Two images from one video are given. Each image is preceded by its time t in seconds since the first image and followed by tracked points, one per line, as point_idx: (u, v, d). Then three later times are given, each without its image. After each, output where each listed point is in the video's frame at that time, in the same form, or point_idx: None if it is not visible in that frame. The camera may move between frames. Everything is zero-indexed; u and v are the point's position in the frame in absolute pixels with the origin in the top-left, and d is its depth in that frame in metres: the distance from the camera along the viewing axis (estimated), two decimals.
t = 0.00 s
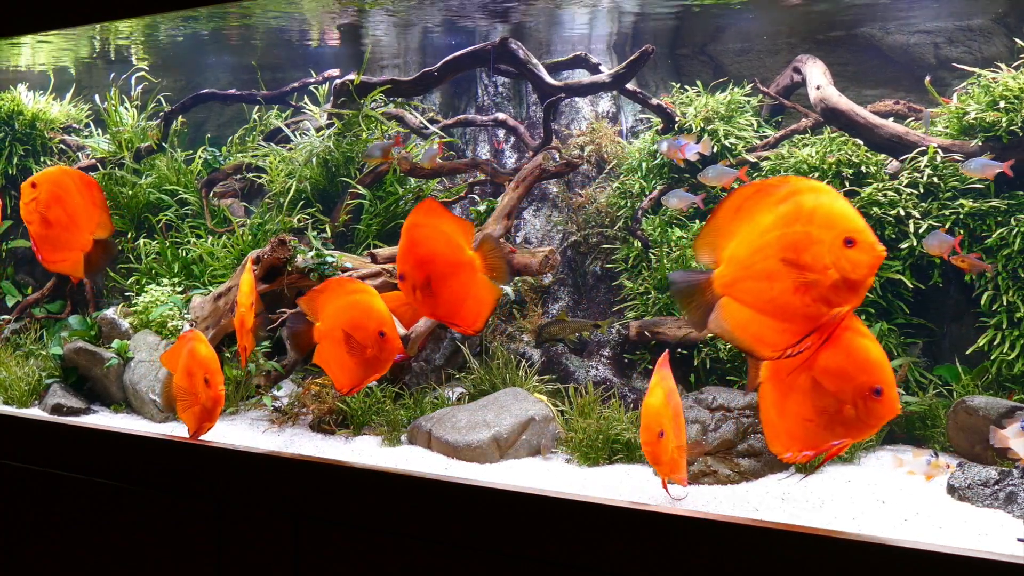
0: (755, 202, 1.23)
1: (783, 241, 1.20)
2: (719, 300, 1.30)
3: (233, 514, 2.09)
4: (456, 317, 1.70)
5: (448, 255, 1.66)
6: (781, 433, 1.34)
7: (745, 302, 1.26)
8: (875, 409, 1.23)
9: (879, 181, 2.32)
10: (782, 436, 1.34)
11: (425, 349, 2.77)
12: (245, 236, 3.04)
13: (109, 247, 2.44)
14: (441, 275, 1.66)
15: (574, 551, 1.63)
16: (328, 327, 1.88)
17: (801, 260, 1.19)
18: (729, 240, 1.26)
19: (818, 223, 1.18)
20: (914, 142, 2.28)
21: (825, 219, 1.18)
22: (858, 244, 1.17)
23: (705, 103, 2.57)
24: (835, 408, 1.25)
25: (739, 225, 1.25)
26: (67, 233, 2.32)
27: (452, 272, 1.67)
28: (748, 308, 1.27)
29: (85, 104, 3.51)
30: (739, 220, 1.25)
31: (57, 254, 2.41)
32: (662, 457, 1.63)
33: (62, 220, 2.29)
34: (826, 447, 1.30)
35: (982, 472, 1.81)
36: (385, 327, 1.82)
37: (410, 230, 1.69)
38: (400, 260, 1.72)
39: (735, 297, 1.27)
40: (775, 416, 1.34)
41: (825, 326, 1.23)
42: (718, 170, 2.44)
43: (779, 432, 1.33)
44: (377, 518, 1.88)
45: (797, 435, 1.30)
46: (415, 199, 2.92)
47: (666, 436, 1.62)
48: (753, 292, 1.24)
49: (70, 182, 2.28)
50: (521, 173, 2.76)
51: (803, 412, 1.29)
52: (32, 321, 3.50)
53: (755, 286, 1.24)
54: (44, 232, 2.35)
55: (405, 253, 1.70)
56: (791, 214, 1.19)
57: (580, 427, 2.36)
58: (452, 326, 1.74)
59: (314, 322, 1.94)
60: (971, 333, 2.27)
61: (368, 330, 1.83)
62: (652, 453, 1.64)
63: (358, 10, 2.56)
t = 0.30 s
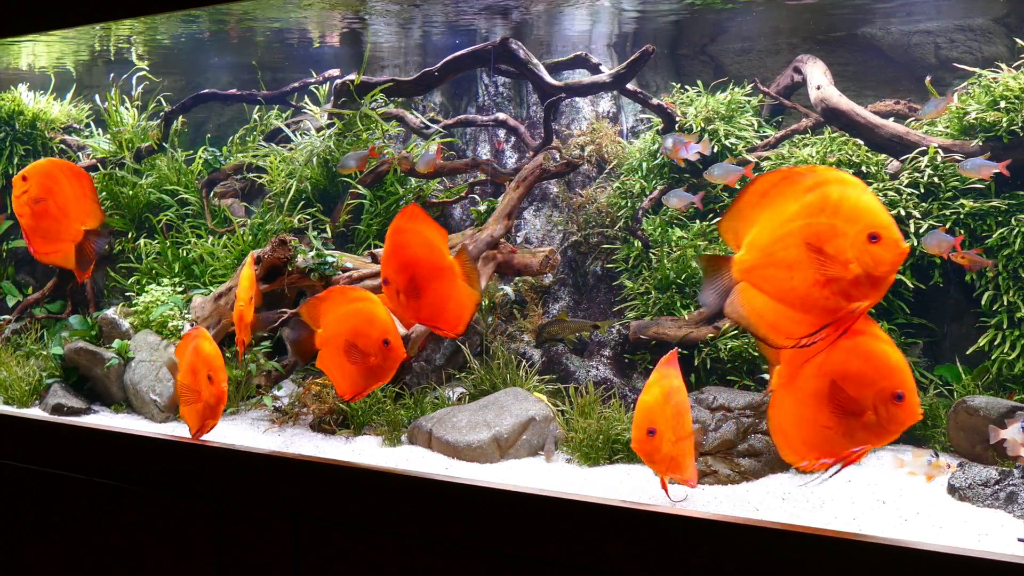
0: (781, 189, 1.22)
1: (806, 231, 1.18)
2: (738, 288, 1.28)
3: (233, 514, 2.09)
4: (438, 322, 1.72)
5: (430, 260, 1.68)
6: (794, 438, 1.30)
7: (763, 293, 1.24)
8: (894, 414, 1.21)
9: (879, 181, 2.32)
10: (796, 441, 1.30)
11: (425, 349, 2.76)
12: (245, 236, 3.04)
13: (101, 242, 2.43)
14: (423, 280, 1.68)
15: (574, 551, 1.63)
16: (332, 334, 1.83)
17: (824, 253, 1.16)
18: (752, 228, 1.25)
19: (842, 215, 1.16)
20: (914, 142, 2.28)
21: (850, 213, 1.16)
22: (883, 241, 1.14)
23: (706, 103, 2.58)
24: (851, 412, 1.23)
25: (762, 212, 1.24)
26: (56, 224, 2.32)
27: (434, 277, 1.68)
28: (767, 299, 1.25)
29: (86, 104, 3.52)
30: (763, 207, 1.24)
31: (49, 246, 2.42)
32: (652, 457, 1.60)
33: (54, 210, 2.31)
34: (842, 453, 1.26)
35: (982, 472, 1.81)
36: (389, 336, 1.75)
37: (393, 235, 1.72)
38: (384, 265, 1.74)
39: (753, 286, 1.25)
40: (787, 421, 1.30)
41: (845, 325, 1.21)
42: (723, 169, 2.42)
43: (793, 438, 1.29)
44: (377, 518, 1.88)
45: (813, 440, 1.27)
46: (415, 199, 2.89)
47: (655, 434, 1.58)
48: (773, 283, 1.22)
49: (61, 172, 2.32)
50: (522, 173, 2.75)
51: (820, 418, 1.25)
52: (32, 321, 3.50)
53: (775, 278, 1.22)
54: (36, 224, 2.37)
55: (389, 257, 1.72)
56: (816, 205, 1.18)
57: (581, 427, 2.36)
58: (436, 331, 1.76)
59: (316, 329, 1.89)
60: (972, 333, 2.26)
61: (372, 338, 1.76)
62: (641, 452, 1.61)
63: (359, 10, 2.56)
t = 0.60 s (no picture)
0: (804, 180, 1.20)
1: (829, 224, 1.17)
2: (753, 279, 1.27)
3: (233, 514, 2.09)
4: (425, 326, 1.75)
5: (419, 264, 1.72)
6: (809, 441, 1.29)
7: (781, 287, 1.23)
8: (912, 417, 1.20)
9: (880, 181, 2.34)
10: (811, 443, 1.29)
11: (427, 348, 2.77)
12: (245, 236, 3.04)
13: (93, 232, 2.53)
14: (413, 283, 1.72)
15: (574, 551, 1.63)
16: (335, 341, 1.83)
17: (845, 248, 1.16)
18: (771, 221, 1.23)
19: (866, 211, 1.16)
20: (914, 142, 2.29)
21: (874, 209, 1.16)
22: (905, 239, 1.15)
23: (706, 103, 2.59)
24: (869, 415, 1.22)
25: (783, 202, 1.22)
26: (52, 218, 2.40)
27: (423, 281, 1.73)
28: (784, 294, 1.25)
29: (86, 104, 3.52)
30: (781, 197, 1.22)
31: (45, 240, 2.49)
32: (637, 453, 1.56)
33: (48, 204, 2.38)
34: (859, 457, 1.26)
35: (983, 473, 1.81)
36: (394, 342, 1.76)
37: (380, 241, 1.75)
38: (371, 270, 1.76)
39: (769, 276, 1.24)
40: (800, 424, 1.29)
41: (861, 323, 1.22)
42: (730, 167, 2.43)
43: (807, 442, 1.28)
44: (377, 518, 1.88)
45: (828, 442, 1.27)
46: (415, 200, 2.90)
47: (640, 430, 1.54)
48: (792, 276, 1.22)
49: (51, 167, 2.37)
50: (522, 172, 2.77)
51: (836, 420, 1.24)
52: (33, 321, 3.50)
53: (794, 271, 1.21)
54: (30, 220, 2.43)
55: (377, 262, 1.75)
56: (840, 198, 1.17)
57: (581, 427, 2.37)
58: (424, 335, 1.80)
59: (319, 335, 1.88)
60: (974, 333, 2.26)
61: (376, 345, 1.77)
62: (629, 449, 1.58)
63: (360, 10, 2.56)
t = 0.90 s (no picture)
0: (833, 171, 1.24)
1: (853, 218, 1.21)
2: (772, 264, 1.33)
3: (233, 514, 2.09)
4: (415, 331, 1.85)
5: (403, 270, 1.86)
6: (826, 442, 1.30)
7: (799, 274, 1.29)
8: (931, 419, 1.20)
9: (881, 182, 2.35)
10: (828, 445, 1.30)
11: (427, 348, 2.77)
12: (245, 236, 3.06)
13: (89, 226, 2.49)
14: (398, 288, 1.85)
15: (574, 551, 1.63)
16: (338, 348, 1.80)
17: (868, 242, 1.20)
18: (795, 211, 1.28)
19: (892, 208, 1.19)
20: (913, 140, 2.27)
21: (902, 207, 1.19)
22: (931, 241, 1.18)
23: (706, 103, 2.60)
24: (886, 417, 1.22)
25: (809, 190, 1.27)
26: (45, 212, 2.40)
27: (407, 286, 1.85)
28: (803, 283, 1.30)
29: (87, 104, 3.52)
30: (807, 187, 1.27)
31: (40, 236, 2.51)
32: (622, 449, 1.56)
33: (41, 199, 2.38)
34: (876, 460, 1.26)
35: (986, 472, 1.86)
36: (400, 348, 1.76)
37: (366, 249, 1.90)
38: (360, 277, 1.90)
39: (788, 263, 1.30)
40: (816, 425, 1.30)
41: (878, 321, 1.25)
42: (734, 166, 2.45)
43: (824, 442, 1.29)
44: (377, 518, 1.88)
45: (846, 443, 1.27)
46: (416, 199, 2.94)
47: (626, 426, 1.54)
48: (811, 266, 1.27)
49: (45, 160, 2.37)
50: (523, 172, 2.78)
51: (854, 422, 1.25)
52: (33, 321, 3.49)
53: (813, 261, 1.27)
54: (23, 215, 2.43)
55: (364, 269, 1.90)
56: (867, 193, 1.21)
57: (581, 427, 2.37)
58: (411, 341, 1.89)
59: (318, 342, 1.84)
60: (975, 333, 2.25)
61: (382, 352, 1.76)
62: (616, 445, 1.58)
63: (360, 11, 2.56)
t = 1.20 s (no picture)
0: (857, 166, 1.26)
1: (875, 215, 1.22)
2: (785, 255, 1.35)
3: (233, 514, 2.09)
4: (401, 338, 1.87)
5: (392, 275, 1.93)
6: (840, 443, 1.29)
7: (814, 267, 1.30)
8: (946, 420, 1.20)
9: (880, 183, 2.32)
10: (840, 445, 1.30)
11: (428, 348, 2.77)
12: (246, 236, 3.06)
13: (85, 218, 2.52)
14: (388, 293, 1.90)
15: (574, 551, 1.63)
16: (345, 355, 1.79)
17: (888, 238, 1.21)
18: (816, 204, 1.30)
19: (916, 207, 1.20)
20: (908, 146, 2.24)
21: (925, 207, 1.19)
22: (952, 244, 1.18)
23: (706, 103, 2.60)
24: (901, 417, 1.22)
25: (831, 183, 1.29)
26: (39, 208, 2.42)
27: (396, 291, 1.91)
28: (818, 277, 1.31)
29: (87, 104, 3.53)
30: (828, 181, 1.29)
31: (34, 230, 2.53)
32: (611, 443, 1.57)
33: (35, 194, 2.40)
34: (889, 459, 1.26)
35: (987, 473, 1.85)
36: (408, 352, 1.75)
37: (354, 257, 1.96)
38: (348, 285, 1.96)
39: (805, 255, 1.31)
40: (828, 424, 1.30)
41: (894, 320, 1.26)
42: (738, 166, 2.48)
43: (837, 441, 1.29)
44: (377, 518, 1.88)
45: (859, 444, 1.27)
46: (416, 199, 2.95)
47: (614, 420, 1.56)
48: (828, 259, 1.28)
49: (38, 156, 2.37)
50: (523, 172, 2.78)
51: (868, 422, 1.25)
52: (34, 321, 3.50)
53: (831, 255, 1.28)
54: (18, 210, 2.46)
55: (352, 277, 1.95)
56: (890, 190, 1.22)
57: (581, 427, 2.36)
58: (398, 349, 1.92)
59: (323, 349, 1.82)
60: (975, 333, 2.24)
61: (389, 357, 1.75)
62: (605, 439, 1.60)
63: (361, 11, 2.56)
